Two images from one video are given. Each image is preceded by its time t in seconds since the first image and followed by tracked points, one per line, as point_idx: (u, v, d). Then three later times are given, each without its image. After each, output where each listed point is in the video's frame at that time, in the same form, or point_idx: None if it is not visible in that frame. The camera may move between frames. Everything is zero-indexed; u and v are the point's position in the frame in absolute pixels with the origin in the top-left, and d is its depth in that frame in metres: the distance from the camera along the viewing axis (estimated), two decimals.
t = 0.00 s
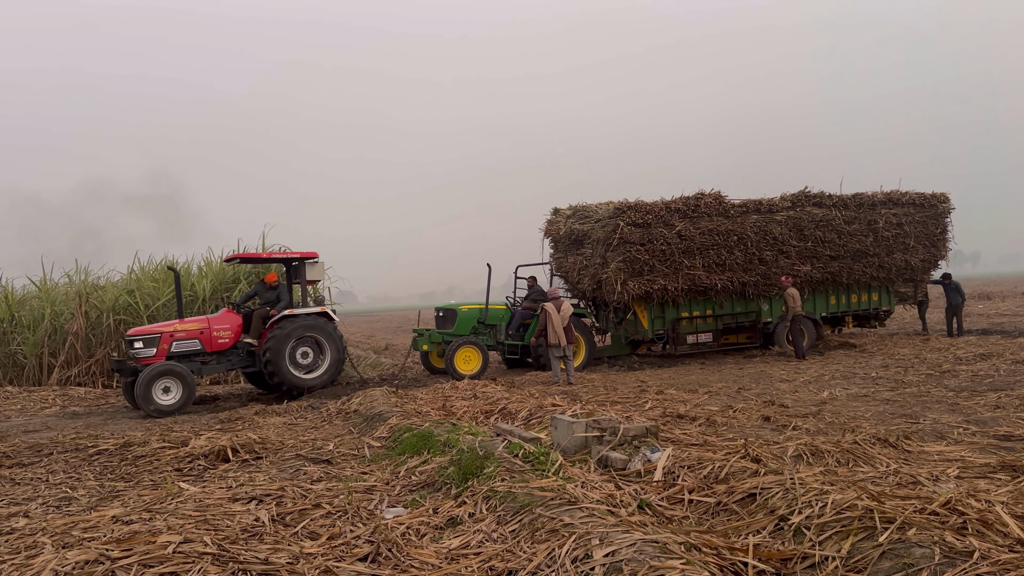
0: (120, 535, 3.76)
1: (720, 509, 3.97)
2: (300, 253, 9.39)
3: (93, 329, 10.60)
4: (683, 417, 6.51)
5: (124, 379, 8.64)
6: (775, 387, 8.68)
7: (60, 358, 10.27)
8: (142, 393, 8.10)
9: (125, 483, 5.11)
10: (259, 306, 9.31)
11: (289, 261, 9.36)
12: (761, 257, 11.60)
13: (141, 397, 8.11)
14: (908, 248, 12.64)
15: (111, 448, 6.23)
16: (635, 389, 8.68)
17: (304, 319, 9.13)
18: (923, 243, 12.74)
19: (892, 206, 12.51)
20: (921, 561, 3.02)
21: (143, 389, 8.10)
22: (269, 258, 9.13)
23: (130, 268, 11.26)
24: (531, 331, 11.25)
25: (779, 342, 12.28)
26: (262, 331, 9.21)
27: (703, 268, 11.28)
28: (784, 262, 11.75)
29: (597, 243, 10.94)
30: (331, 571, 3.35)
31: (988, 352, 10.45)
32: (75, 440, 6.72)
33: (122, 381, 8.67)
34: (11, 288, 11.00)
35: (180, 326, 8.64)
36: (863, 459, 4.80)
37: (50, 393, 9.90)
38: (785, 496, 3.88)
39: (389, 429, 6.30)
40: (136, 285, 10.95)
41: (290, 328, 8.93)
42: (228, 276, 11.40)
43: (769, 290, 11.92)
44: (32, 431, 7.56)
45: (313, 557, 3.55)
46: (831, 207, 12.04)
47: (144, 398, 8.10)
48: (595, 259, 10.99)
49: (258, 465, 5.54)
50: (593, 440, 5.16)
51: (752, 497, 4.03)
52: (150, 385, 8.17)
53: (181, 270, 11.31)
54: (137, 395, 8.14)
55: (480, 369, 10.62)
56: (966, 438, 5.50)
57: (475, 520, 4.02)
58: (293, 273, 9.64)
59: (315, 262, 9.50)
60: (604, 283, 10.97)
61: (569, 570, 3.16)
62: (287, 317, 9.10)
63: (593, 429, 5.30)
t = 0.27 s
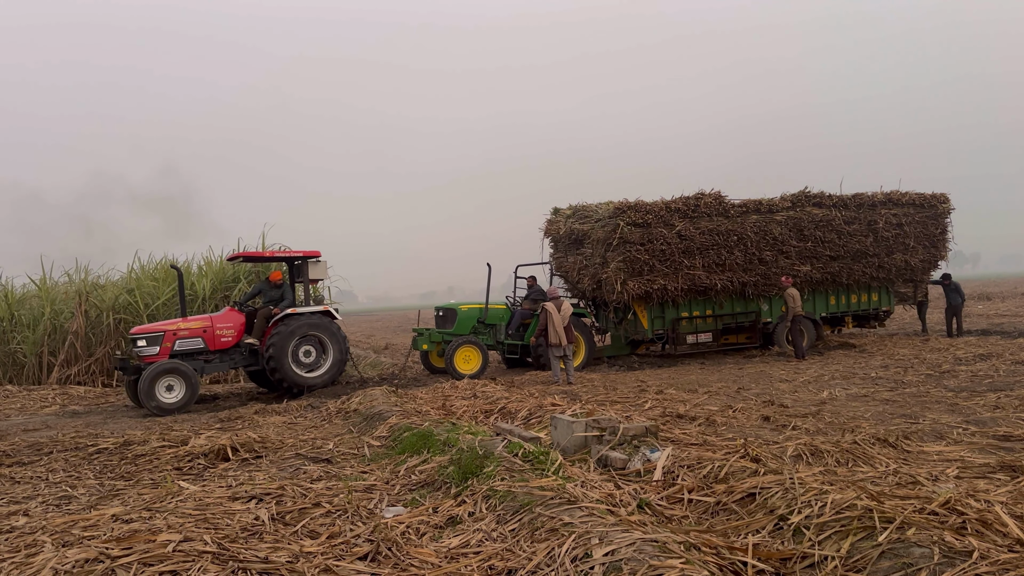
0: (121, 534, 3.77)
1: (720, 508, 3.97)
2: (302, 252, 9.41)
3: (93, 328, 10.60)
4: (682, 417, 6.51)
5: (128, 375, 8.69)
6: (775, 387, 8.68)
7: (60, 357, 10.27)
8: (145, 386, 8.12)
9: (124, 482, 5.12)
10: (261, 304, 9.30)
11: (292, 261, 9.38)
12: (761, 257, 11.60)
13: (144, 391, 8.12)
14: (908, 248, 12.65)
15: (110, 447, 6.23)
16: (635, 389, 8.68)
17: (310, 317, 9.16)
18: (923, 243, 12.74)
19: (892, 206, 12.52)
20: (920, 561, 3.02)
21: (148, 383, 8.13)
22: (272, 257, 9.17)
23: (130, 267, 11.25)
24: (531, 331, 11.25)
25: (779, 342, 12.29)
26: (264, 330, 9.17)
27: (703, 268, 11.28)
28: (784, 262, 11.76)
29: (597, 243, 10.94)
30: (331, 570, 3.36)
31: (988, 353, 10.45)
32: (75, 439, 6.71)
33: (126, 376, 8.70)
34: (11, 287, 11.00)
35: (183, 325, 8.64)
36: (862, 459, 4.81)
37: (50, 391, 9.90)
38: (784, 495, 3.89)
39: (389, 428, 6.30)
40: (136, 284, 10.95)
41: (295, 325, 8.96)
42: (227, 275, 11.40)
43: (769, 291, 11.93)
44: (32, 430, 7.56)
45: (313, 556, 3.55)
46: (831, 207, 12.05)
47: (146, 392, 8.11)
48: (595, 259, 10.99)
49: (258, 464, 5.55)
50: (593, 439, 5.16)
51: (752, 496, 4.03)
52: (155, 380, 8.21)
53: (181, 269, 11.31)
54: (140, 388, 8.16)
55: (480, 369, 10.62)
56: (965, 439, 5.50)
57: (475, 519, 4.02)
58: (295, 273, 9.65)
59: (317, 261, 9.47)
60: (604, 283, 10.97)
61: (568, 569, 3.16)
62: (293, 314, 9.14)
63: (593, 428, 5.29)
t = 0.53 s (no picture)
0: (120, 533, 3.77)
1: (719, 508, 3.98)
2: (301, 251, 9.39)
3: (92, 327, 10.60)
4: (682, 416, 6.51)
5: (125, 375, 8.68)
6: (774, 386, 8.68)
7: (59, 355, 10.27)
8: (142, 386, 8.12)
9: (124, 481, 5.12)
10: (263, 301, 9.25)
11: (290, 259, 9.38)
12: (761, 256, 11.59)
13: (141, 392, 8.11)
14: (908, 248, 12.65)
15: (110, 446, 6.24)
16: (634, 388, 8.68)
17: (306, 317, 9.14)
18: (923, 243, 12.74)
19: (892, 206, 12.52)
20: (920, 561, 3.02)
21: (145, 383, 8.12)
22: (270, 255, 9.19)
23: (129, 265, 11.24)
24: (530, 330, 11.25)
25: (778, 341, 12.30)
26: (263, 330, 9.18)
27: (703, 268, 11.28)
28: (783, 262, 11.76)
29: (597, 242, 10.94)
30: (331, 569, 3.36)
31: (987, 352, 10.46)
32: (74, 437, 6.72)
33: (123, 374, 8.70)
34: (11, 285, 11.00)
35: (181, 324, 8.64)
36: (862, 458, 4.81)
37: (50, 390, 9.91)
38: (784, 495, 3.89)
39: (389, 427, 6.30)
40: (135, 282, 10.94)
41: (291, 326, 8.94)
42: (227, 273, 11.39)
43: (769, 290, 11.93)
44: (32, 428, 7.57)
45: (312, 555, 3.55)
46: (831, 207, 12.05)
47: (144, 392, 8.11)
48: (595, 258, 10.99)
49: (257, 463, 5.55)
50: (593, 438, 5.17)
51: (751, 496, 4.03)
52: (151, 380, 8.19)
53: (181, 267, 11.31)
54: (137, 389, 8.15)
55: (480, 368, 10.62)
56: (965, 439, 5.50)
57: (475, 518, 4.03)
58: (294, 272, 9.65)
59: (317, 261, 9.49)
60: (603, 282, 10.97)
61: (568, 569, 3.16)
62: (290, 314, 9.12)
63: (592, 428, 5.28)
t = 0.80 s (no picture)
0: (120, 533, 3.77)
1: (718, 509, 3.98)
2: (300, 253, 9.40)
3: (92, 327, 10.59)
4: (682, 417, 6.51)
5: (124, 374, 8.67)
6: (774, 388, 8.69)
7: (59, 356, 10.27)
8: (141, 386, 8.11)
9: (123, 481, 5.12)
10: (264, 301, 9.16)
11: (290, 260, 9.38)
12: (760, 258, 11.60)
13: (140, 392, 8.12)
14: (907, 250, 12.66)
15: (109, 446, 6.23)
16: (634, 390, 8.68)
17: (306, 318, 9.13)
18: (922, 245, 12.75)
19: (891, 208, 12.53)
20: (919, 562, 3.02)
21: (143, 383, 8.11)
22: (269, 257, 9.19)
23: (129, 266, 11.24)
24: (530, 331, 11.24)
25: (778, 343, 12.30)
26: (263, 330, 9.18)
27: (703, 269, 11.28)
28: (783, 264, 11.77)
29: (596, 243, 10.94)
30: (330, 570, 3.36)
31: (987, 354, 10.46)
32: (73, 437, 6.71)
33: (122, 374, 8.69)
34: (10, 285, 11.00)
35: (181, 324, 8.64)
36: (861, 460, 4.81)
37: (49, 390, 9.90)
38: (783, 497, 3.89)
39: (388, 428, 6.30)
40: (134, 283, 10.93)
41: (291, 327, 8.93)
42: (227, 274, 11.39)
43: (769, 292, 11.93)
44: (31, 428, 7.56)
45: (311, 556, 3.55)
46: (831, 209, 12.07)
47: (143, 393, 8.11)
48: (594, 259, 10.99)
49: (257, 463, 5.55)
50: (592, 439, 5.16)
51: (751, 497, 4.03)
52: (150, 380, 8.18)
53: (180, 268, 11.30)
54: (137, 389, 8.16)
55: (479, 369, 10.62)
56: (964, 441, 5.50)
57: (474, 519, 4.03)
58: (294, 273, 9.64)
59: (316, 261, 9.49)
60: (603, 284, 10.97)
61: (567, 569, 3.16)
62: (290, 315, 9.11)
63: (592, 429, 5.29)
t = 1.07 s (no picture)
0: (120, 532, 3.77)
1: (718, 510, 3.97)
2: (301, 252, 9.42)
3: (92, 327, 10.60)
4: (682, 418, 6.52)
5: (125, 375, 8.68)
6: (774, 388, 8.69)
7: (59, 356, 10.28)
8: (141, 386, 8.12)
9: (124, 481, 5.12)
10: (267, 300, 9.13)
11: (290, 260, 9.40)
12: (761, 259, 11.60)
13: (140, 392, 8.12)
14: (908, 251, 12.65)
15: (109, 445, 6.24)
16: (634, 390, 8.69)
17: (306, 318, 9.13)
18: (923, 246, 12.74)
19: (892, 209, 12.53)
20: (920, 563, 3.02)
21: (143, 384, 8.12)
22: (270, 257, 9.20)
23: (130, 265, 11.24)
24: (530, 331, 11.24)
25: (778, 344, 12.32)
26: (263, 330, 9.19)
27: (703, 270, 11.29)
28: (783, 265, 11.77)
29: (597, 244, 10.94)
30: (331, 569, 3.36)
31: (987, 356, 10.46)
32: (74, 437, 6.72)
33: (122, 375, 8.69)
34: (11, 285, 11.01)
35: (181, 324, 8.64)
36: (862, 461, 4.81)
37: (50, 389, 9.91)
38: (783, 497, 3.89)
39: (388, 428, 6.30)
40: (135, 282, 10.93)
41: (291, 327, 8.93)
42: (228, 273, 11.38)
43: (769, 293, 11.94)
44: (32, 427, 7.57)
45: (312, 555, 3.55)
46: (832, 210, 12.06)
47: (143, 393, 8.12)
48: (595, 260, 10.99)
49: (257, 463, 5.55)
50: (592, 440, 5.16)
51: (751, 498, 4.03)
52: (150, 380, 8.19)
53: (181, 267, 11.31)
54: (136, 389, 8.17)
55: (480, 369, 10.62)
56: (964, 442, 5.50)
57: (474, 519, 4.03)
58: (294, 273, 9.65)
59: (317, 261, 9.50)
60: (603, 284, 10.97)
61: (568, 570, 3.16)
62: (290, 315, 9.11)
63: (592, 429, 5.27)
